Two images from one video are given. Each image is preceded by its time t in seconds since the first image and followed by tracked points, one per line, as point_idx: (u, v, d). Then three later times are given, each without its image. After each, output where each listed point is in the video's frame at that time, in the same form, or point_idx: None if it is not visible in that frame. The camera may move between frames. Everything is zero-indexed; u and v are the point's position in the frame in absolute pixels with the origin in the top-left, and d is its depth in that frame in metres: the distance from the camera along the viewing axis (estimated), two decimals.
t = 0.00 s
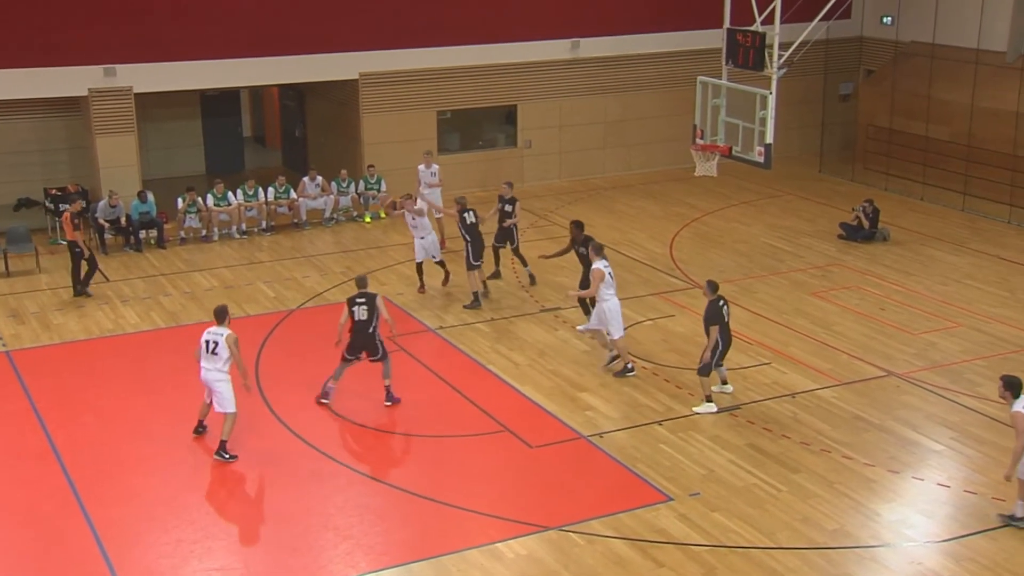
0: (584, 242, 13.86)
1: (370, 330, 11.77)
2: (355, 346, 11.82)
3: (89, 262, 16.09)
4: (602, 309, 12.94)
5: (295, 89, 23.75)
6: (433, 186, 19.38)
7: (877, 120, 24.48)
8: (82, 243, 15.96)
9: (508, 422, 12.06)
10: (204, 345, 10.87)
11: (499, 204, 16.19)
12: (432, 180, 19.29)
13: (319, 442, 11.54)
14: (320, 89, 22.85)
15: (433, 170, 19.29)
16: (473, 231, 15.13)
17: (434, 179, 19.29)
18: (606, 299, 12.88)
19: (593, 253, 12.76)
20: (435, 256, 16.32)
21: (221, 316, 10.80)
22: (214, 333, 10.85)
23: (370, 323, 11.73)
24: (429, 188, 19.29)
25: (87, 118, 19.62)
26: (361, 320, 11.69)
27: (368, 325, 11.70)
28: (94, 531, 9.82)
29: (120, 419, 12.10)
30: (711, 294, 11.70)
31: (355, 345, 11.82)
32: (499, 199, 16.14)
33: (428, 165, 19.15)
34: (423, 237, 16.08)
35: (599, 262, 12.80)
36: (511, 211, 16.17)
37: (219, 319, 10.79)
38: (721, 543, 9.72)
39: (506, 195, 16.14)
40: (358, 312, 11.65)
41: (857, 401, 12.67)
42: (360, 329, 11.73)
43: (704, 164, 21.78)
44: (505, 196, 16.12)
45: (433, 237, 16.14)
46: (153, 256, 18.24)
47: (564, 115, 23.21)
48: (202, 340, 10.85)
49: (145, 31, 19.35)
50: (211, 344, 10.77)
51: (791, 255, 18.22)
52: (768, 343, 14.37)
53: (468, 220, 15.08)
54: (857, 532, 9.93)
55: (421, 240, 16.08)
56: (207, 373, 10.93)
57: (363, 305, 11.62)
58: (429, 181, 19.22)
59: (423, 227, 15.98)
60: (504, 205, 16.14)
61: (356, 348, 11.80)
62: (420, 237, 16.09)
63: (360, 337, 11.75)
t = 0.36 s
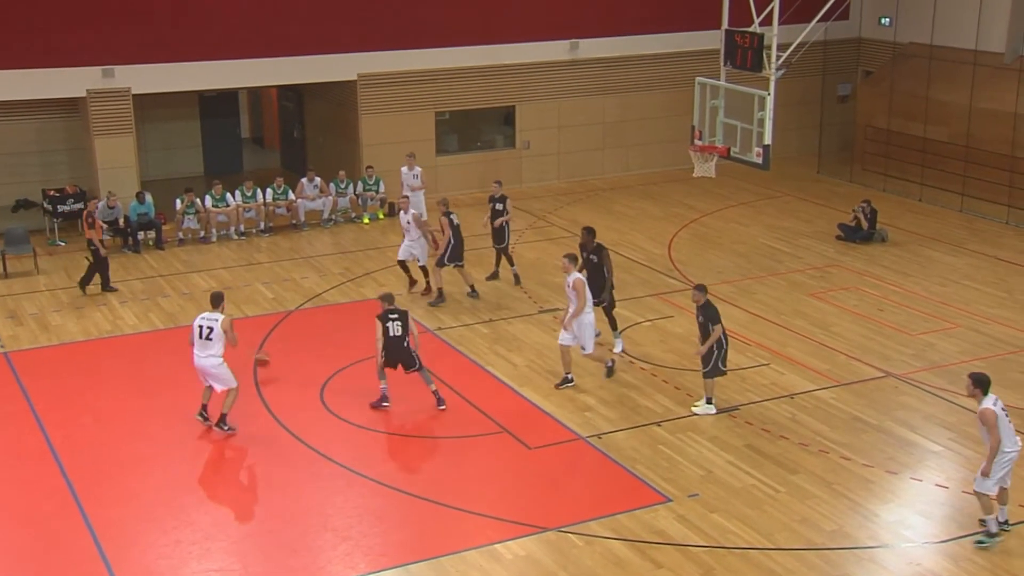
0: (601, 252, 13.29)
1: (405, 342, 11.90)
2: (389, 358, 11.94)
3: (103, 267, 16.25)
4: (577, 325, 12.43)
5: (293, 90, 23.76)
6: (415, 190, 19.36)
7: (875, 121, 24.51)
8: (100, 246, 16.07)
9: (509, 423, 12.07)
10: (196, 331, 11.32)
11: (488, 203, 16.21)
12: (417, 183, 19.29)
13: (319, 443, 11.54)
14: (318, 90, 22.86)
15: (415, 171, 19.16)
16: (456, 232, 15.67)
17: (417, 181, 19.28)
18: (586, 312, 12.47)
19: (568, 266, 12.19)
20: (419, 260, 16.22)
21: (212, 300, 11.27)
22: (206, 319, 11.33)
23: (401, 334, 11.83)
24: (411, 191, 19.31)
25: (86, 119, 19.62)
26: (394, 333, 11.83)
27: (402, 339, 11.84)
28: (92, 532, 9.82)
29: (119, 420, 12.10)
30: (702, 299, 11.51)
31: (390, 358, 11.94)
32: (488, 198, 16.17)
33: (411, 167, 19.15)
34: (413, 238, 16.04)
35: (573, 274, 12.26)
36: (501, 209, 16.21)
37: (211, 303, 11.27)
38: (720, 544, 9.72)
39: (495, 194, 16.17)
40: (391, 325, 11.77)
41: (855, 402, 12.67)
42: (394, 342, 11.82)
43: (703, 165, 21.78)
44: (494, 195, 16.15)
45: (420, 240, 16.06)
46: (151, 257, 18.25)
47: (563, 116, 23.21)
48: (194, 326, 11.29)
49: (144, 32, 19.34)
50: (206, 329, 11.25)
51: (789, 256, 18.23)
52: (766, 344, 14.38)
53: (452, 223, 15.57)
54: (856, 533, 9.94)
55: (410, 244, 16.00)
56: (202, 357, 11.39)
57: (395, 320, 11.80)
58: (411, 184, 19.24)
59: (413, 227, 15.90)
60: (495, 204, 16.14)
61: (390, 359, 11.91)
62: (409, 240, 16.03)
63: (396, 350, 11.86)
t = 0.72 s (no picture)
0: (580, 258, 12.92)
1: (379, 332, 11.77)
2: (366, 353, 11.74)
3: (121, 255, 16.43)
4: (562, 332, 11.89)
5: (293, 89, 23.76)
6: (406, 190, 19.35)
7: (875, 121, 24.49)
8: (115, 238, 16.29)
9: (508, 423, 12.06)
10: (192, 331, 11.49)
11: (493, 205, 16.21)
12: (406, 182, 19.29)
13: (318, 443, 11.54)
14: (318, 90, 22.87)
15: (407, 171, 19.18)
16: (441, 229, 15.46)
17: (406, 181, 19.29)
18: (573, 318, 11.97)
19: (551, 272, 11.81)
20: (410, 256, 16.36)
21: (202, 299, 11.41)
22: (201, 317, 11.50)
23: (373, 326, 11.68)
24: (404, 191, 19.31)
25: (86, 118, 19.62)
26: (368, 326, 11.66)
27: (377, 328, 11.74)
28: (92, 532, 9.82)
29: (119, 420, 12.10)
30: (707, 309, 11.36)
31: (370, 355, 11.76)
32: (492, 200, 16.17)
33: (401, 167, 19.15)
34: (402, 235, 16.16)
35: (556, 282, 11.90)
36: (504, 211, 16.25)
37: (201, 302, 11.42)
38: (720, 543, 9.73)
39: (498, 195, 16.14)
40: (361, 319, 11.63)
41: (856, 402, 12.67)
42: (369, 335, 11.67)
43: (703, 165, 21.77)
44: (497, 196, 16.16)
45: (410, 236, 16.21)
46: (151, 256, 18.24)
47: (562, 116, 23.21)
48: (189, 326, 11.45)
49: (144, 31, 19.34)
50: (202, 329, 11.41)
51: (789, 256, 18.23)
52: (767, 344, 14.37)
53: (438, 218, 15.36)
54: (856, 532, 9.94)
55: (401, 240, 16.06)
56: (201, 354, 11.60)
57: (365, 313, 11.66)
58: (403, 183, 19.24)
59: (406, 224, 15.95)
60: (498, 206, 16.17)
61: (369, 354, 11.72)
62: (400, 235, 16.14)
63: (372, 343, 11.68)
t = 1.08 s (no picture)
0: (562, 266, 12.94)
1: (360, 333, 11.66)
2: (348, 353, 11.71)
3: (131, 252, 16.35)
4: (534, 347, 11.53)
5: (294, 89, 23.77)
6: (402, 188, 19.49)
7: (875, 121, 24.49)
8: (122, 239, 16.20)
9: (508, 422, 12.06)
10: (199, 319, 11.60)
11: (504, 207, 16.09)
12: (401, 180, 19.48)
13: (319, 443, 11.54)
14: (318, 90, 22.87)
15: (400, 173, 19.42)
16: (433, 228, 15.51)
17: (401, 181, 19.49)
18: (560, 335, 11.58)
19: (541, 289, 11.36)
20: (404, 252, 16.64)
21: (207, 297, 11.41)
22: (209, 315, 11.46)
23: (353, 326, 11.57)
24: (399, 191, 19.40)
25: (86, 118, 19.63)
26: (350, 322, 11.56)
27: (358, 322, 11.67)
28: (92, 531, 9.82)
29: (119, 420, 12.10)
30: (713, 315, 11.10)
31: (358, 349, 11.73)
32: (501, 201, 16.01)
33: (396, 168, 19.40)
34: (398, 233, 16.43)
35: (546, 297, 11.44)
36: (516, 212, 16.09)
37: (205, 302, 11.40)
38: (720, 543, 9.73)
39: (509, 197, 16.01)
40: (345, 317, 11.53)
41: (856, 402, 12.67)
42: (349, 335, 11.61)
43: (703, 165, 21.77)
44: (506, 197, 16.00)
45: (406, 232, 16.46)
46: (151, 256, 18.24)
47: (562, 116, 23.20)
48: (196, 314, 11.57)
49: (144, 31, 19.34)
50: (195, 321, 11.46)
51: (789, 256, 18.23)
52: (767, 344, 14.38)
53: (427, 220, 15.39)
54: (857, 532, 9.94)
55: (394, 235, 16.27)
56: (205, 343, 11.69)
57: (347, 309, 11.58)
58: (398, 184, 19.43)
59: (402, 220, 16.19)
60: (508, 207, 16.03)
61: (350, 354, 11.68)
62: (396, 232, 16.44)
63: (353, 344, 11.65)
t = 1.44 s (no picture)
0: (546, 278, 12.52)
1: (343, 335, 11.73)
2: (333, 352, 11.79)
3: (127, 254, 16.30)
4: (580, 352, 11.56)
5: (294, 90, 23.77)
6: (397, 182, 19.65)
7: (875, 121, 24.48)
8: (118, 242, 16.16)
9: (508, 423, 12.06)
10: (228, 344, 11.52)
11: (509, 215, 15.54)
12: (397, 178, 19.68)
13: (319, 443, 11.54)
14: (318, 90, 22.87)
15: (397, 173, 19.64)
16: (428, 228, 15.56)
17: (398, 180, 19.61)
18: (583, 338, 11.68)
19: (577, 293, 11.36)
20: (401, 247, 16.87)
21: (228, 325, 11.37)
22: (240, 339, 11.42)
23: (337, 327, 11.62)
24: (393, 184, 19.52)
25: (86, 118, 19.63)
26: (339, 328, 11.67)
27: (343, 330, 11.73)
28: (92, 531, 9.83)
29: (119, 420, 12.10)
30: (707, 322, 10.72)
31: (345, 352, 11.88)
32: (507, 210, 15.50)
33: (391, 168, 19.68)
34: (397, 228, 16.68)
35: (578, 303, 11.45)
36: (522, 220, 15.57)
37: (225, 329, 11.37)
38: (720, 543, 9.73)
39: (513, 206, 15.47)
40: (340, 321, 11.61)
41: (856, 402, 12.67)
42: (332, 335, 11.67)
43: (703, 165, 21.76)
44: (512, 205, 15.46)
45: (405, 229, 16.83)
46: (152, 256, 18.25)
47: (562, 116, 23.21)
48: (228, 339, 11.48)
49: (144, 31, 19.34)
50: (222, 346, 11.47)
51: (789, 256, 18.24)
52: (767, 344, 14.38)
53: (423, 217, 15.51)
54: (856, 532, 9.94)
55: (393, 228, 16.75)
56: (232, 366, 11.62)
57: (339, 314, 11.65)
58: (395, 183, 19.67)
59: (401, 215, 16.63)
60: (514, 215, 15.48)
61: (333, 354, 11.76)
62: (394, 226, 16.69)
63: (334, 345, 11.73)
